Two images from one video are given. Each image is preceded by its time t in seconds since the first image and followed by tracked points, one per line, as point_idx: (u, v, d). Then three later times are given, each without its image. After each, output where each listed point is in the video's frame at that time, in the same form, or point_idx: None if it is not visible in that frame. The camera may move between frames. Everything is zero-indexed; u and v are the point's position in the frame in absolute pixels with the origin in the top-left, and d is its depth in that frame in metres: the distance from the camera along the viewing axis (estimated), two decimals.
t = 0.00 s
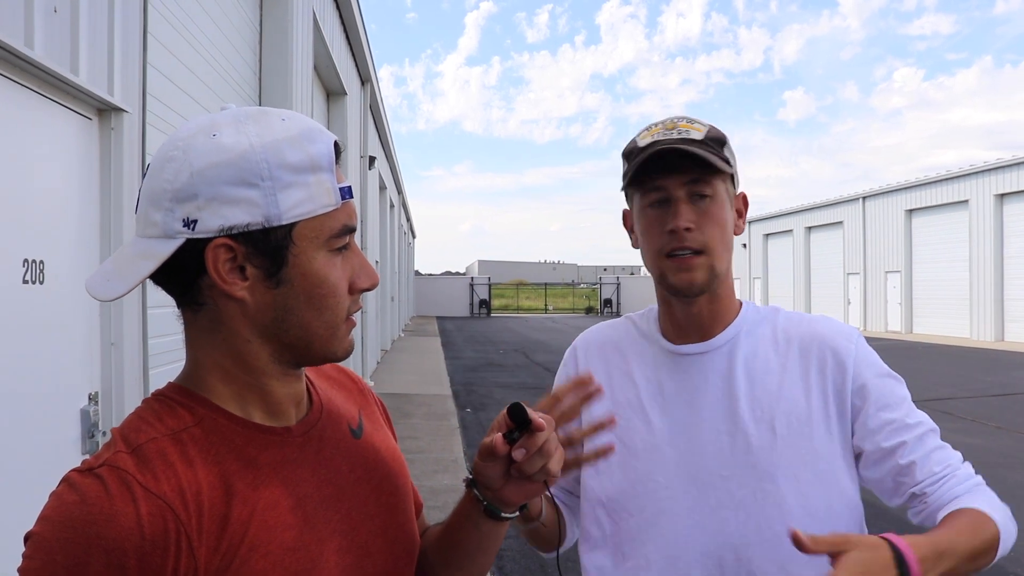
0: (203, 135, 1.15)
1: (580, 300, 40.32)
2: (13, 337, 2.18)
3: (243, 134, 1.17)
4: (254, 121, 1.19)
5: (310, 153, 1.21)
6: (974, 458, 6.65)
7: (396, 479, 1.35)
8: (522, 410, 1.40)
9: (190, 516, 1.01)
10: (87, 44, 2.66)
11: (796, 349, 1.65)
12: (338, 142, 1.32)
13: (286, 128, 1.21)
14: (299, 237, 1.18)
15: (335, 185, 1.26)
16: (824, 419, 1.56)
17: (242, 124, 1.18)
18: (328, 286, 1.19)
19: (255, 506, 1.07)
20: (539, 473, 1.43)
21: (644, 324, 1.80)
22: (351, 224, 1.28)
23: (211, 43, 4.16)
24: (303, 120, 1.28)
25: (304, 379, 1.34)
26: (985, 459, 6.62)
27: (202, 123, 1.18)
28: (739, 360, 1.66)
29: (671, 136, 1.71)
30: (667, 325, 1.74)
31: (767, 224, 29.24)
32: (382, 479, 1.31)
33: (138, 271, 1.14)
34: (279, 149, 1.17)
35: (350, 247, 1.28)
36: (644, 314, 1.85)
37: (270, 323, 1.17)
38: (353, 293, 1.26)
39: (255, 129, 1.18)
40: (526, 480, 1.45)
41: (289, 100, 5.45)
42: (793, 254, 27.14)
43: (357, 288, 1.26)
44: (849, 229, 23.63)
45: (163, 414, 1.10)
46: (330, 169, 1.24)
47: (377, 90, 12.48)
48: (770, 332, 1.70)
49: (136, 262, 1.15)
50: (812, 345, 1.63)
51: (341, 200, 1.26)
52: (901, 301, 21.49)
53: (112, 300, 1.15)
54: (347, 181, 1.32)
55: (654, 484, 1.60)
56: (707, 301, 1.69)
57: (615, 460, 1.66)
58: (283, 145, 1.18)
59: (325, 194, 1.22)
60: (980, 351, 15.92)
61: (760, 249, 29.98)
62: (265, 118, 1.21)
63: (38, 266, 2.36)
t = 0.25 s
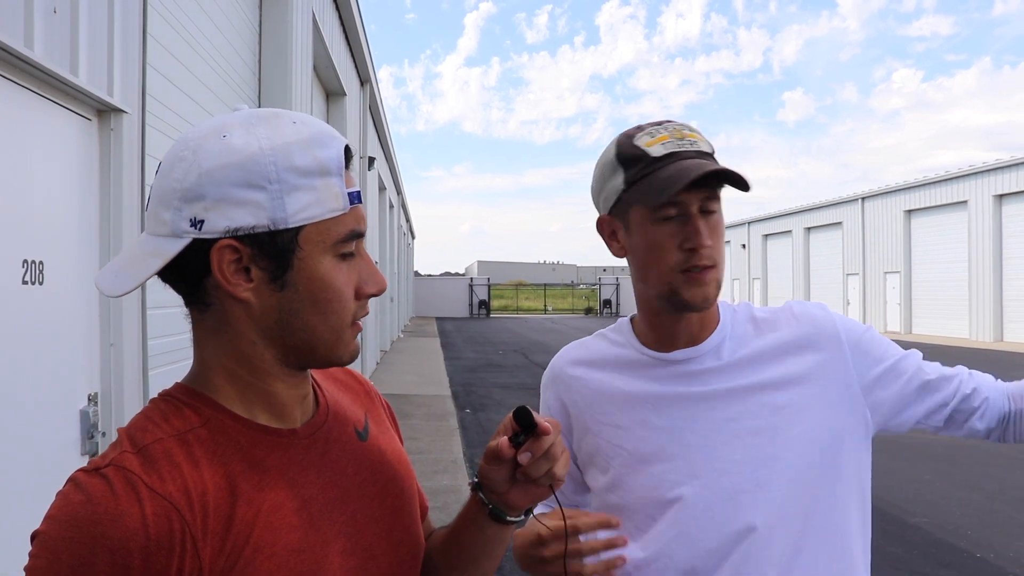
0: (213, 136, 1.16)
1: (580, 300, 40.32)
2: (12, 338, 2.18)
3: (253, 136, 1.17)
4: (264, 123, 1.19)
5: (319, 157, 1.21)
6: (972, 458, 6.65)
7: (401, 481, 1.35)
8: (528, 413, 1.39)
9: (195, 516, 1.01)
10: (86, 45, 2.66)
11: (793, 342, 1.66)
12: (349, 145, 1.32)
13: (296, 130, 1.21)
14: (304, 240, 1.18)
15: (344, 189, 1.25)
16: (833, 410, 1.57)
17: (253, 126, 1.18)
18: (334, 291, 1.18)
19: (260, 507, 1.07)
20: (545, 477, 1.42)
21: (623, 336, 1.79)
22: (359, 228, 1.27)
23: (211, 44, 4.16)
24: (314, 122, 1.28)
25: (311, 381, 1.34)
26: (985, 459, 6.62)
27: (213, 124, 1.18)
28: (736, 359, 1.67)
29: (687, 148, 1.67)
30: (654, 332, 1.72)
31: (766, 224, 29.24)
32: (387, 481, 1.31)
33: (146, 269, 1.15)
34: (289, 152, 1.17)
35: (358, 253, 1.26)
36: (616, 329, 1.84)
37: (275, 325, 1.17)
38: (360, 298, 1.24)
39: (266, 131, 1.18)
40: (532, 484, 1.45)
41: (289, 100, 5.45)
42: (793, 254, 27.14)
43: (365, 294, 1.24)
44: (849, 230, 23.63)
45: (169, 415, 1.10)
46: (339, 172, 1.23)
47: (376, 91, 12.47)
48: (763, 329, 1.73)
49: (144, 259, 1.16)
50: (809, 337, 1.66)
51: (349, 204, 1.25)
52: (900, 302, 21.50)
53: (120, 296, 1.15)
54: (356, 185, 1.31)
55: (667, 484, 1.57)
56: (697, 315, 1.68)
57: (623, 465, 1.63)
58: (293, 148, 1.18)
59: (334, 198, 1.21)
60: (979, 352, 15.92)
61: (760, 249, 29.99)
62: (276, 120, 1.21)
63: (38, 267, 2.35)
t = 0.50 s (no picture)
0: (219, 130, 1.16)
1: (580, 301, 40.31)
2: (11, 338, 2.17)
3: (256, 132, 1.16)
4: (271, 121, 1.19)
5: (318, 156, 1.18)
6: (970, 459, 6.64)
7: (403, 485, 1.34)
8: (534, 418, 1.38)
9: (195, 518, 1.00)
10: (85, 44, 2.65)
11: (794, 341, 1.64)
12: (358, 150, 1.30)
13: (299, 129, 1.19)
14: (296, 238, 1.15)
15: (343, 192, 1.20)
16: (829, 412, 1.57)
17: (259, 123, 1.18)
18: (326, 291, 1.16)
19: (261, 511, 1.06)
20: (548, 482, 1.41)
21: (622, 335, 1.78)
22: (357, 232, 1.22)
23: (210, 44, 4.15)
24: (325, 125, 1.26)
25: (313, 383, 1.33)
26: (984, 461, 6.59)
27: (222, 120, 1.18)
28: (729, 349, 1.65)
29: (579, 167, 1.69)
30: (645, 337, 1.72)
31: (767, 225, 29.21)
32: (388, 485, 1.29)
33: (146, 256, 1.15)
34: (288, 149, 1.16)
35: (357, 256, 1.23)
36: (618, 327, 1.84)
37: (264, 322, 1.15)
38: (358, 305, 1.20)
39: (270, 127, 1.17)
40: (536, 488, 1.43)
41: (287, 101, 5.44)
42: (793, 255, 27.11)
43: (362, 300, 1.20)
44: (850, 230, 23.59)
45: (171, 414, 1.09)
46: (339, 174, 1.19)
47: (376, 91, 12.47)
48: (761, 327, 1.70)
49: (146, 246, 1.16)
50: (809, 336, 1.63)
51: (348, 208, 1.21)
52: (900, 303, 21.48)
53: (123, 280, 1.15)
54: (360, 190, 1.26)
55: (663, 487, 1.57)
56: (673, 310, 1.66)
57: (617, 467, 1.62)
58: (293, 145, 1.16)
59: (329, 199, 1.18)
60: (980, 353, 15.88)
61: (760, 250, 29.96)
62: (284, 119, 1.20)
63: (37, 267, 2.34)
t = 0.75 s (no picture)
0: (220, 128, 1.15)
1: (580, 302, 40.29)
2: (11, 339, 2.16)
3: (257, 129, 1.15)
4: (273, 119, 1.18)
5: (322, 154, 1.17)
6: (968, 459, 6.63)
7: (405, 488, 1.33)
8: (537, 419, 1.37)
9: (197, 524, 0.99)
10: (85, 45, 2.64)
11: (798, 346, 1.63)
12: (360, 148, 1.29)
13: (302, 127, 1.18)
14: (299, 236, 1.14)
15: (346, 189, 1.20)
16: (829, 419, 1.56)
17: (260, 120, 1.17)
18: (329, 290, 1.15)
19: (262, 515, 1.05)
20: (551, 483, 1.40)
21: (626, 335, 1.78)
22: (362, 230, 1.22)
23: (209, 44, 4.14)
24: (326, 123, 1.25)
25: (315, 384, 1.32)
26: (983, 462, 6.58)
27: (223, 119, 1.17)
28: (732, 348, 1.65)
29: (584, 169, 1.69)
30: (649, 339, 1.71)
31: (766, 226, 29.19)
32: (391, 488, 1.28)
33: (147, 256, 1.14)
34: (290, 146, 1.15)
35: (361, 254, 1.22)
36: (622, 327, 1.82)
37: (268, 322, 1.14)
38: (361, 304, 1.19)
39: (272, 125, 1.16)
40: (539, 489, 1.43)
41: (286, 101, 5.43)
42: (793, 256, 27.09)
43: (365, 298, 1.19)
44: (849, 231, 23.58)
45: (172, 418, 1.08)
46: (342, 171, 1.19)
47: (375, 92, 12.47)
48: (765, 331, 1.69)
49: (147, 246, 1.15)
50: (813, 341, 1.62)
51: (352, 205, 1.20)
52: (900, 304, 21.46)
53: (122, 282, 1.14)
54: (363, 188, 1.25)
55: (663, 489, 1.55)
56: (677, 313, 1.66)
57: (617, 468, 1.61)
58: (296, 143, 1.16)
59: (332, 196, 1.17)
60: (980, 354, 15.86)
61: (760, 251, 29.94)
62: (285, 116, 1.19)
63: (37, 267, 2.33)
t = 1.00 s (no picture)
0: (227, 125, 1.15)
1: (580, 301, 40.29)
2: (13, 338, 2.16)
3: (264, 127, 1.15)
4: (279, 117, 1.18)
5: (328, 152, 1.17)
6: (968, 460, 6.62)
7: (402, 490, 1.33)
8: (538, 418, 1.37)
9: (191, 527, 0.99)
10: (87, 44, 2.64)
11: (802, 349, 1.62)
12: (365, 147, 1.29)
13: (309, 125, 1.18)
14: (304, 234, 1.14)
15: (352, 188, 1.20)
16: (827, 424, 1.55)
17: (267, 118, 1.17)
18: (333, 289, 1.15)
19: (257, 519, 1.05)
20: (552, 481, 1.40)
21: (631, 333, 1.77)
22: (368, 230, 1.22)
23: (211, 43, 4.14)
24: (332, 121, 1.26)
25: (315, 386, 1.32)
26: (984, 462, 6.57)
27: (230, 116, 1.18)
28: (735, 351, 1.64)
29: (599, 158, 1.70)
30: (652, 337, 1.71)
31: (767, 225, 29.18)
32: (388, 490, 1.28)
33: (149, 252, 1.13)
34: (297, 144, 1.15)
35: (364, 254, 1.22)
36: (629, 325, 1.82)
37: (271, 320, 1.14)
38: (364, 303, 1.19)
39: (279, 122, 1.16)
40: (540, 488, 1.43)
41: (287, 100, 5.43)
42: (794, 256, 27.07)
43: (368, 298, 1.20)
44: (850, 231, 23.56)
45: (167, 420, 1.08)
46: (348, 170, 1.19)
47: (376, 91, 12.47)
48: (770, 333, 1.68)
49: (148, 242, 1.15)
50: (817, 344, 1.62)
51: (357, 204, 1.21)
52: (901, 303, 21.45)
53: (122, 278, 1.14)
54: (368, 187, 1.26)
55: (663, 495, 1.56)
56: (683, 311, 1.66)
57: (618, 468, 1.62)
58: (302, 140, 1.16)
59: (339, 195, 1.17)
60: (980, 354, 15.85)
61: (760, 250, 29.93)
62: (292, 114, 1.19)
63: (39, 266, 2.33)
